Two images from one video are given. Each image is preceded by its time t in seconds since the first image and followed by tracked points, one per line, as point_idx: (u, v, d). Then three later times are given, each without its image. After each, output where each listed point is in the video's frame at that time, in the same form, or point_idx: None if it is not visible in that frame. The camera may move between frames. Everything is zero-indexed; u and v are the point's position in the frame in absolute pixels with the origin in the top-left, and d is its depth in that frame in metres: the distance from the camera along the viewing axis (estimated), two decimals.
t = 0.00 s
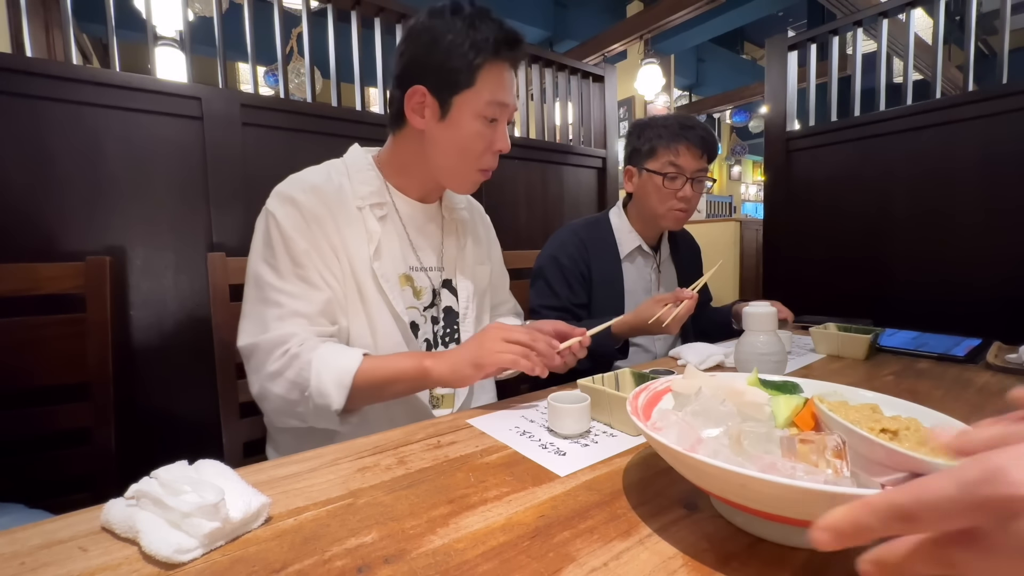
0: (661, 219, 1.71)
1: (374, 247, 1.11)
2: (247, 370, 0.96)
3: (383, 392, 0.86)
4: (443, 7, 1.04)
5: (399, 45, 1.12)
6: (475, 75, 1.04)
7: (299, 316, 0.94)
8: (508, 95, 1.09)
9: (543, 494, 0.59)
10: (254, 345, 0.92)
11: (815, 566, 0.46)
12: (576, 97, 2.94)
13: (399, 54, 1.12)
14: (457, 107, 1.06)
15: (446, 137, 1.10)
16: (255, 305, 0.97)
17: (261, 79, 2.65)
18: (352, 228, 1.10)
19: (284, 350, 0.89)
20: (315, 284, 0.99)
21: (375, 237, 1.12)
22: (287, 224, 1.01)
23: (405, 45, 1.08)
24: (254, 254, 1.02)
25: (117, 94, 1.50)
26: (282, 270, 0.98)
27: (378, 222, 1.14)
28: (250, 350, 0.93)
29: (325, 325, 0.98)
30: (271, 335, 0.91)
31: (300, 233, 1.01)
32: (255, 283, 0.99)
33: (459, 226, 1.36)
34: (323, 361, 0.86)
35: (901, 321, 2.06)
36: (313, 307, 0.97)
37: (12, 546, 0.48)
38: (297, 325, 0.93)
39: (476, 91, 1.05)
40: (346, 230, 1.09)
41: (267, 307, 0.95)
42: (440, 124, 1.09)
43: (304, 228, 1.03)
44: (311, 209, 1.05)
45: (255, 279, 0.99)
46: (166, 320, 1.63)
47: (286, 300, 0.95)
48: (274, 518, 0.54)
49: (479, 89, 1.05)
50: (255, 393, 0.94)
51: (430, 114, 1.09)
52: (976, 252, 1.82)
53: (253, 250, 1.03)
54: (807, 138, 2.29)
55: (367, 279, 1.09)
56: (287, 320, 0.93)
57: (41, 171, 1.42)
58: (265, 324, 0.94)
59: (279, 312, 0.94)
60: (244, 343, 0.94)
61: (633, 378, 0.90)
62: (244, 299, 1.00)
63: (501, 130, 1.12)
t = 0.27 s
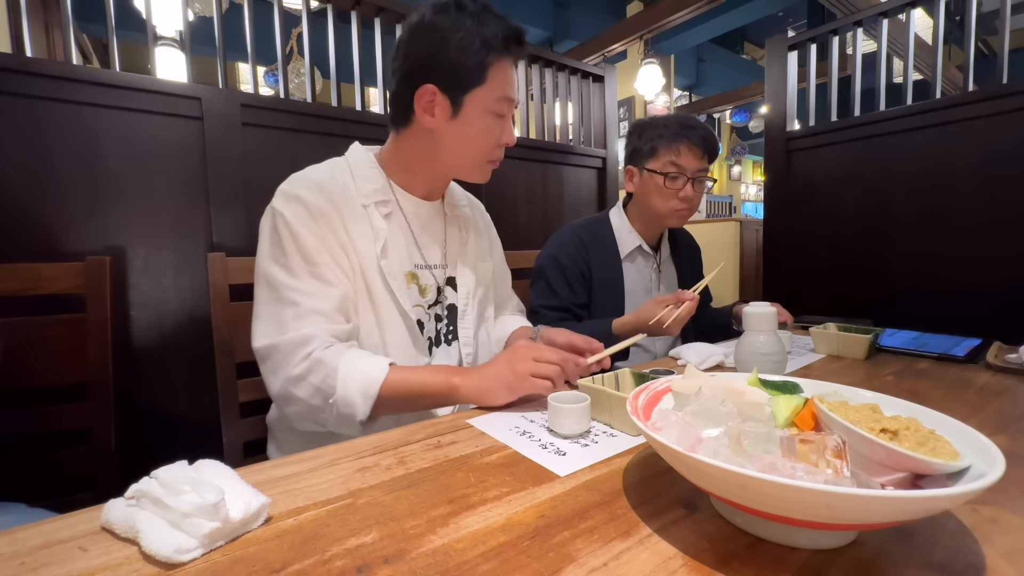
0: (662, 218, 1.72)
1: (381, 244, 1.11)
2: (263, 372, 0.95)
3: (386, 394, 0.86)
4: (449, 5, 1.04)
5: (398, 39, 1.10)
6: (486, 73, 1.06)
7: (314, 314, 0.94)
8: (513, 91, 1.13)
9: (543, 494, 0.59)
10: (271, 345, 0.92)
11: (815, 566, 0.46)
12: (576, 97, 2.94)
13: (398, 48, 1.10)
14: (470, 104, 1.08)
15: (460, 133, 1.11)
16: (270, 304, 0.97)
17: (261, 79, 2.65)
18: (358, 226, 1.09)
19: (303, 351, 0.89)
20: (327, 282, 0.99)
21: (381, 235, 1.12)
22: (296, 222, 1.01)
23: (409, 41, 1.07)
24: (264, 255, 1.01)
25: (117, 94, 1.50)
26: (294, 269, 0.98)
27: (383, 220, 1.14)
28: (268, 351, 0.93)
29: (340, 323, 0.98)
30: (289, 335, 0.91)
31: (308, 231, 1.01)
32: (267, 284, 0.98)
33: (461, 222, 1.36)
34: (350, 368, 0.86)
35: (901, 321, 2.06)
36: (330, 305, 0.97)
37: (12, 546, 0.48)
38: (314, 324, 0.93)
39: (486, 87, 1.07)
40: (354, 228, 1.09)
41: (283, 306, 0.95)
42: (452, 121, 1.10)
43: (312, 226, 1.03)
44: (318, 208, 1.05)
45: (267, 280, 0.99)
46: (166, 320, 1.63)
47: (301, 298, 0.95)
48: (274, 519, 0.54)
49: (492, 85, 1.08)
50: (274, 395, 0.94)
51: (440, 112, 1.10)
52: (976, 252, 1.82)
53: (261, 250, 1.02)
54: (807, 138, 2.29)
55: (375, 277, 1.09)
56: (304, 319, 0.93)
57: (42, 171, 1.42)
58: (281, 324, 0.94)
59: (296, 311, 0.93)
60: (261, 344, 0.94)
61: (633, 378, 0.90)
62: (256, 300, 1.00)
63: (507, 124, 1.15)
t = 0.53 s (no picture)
0: (662, 219, 1.71)
1: (388, 245, 1.11)
2: (271, 371, 0.95)
3: (392, 396, 0.86)
4: (460, 5, 1.02)
5: (406, 37, 1.07)
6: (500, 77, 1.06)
7: (324, 314, 0.94)
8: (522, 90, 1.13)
9: (542, 493, 0.59)
10: (281, 344, 0.92)
11: (815, 566, 0.46)
12: (576, 97, 2.94)
13: (405, 47, 1.08)
14: (484, 109, 1.08)
15: (473, 137, 1.11)
16: (279, 304, 0.97)
17: (261, 79, 2.66)
18: (365, 226, 1.09)
19: (313, 351, 0.89)
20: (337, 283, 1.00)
21: (388, 235, 1.12)
22: (304, 221, 1.01)
23: (419, 43, 1.05)
24: (272, 254, 1.01)
25: (117, 94, 1.50)
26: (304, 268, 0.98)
27: (389, 221, 1.14)
28: (277, 351, 0.92)
29: (350, 323, 0.98)
30: (299, 334, 0.91)
31: (317, 231, 1.01)
32: (275, 283, 0.98)
33: (464, 224, 1.36)
34: (363, 369, 0.86)
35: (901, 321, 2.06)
36: (340, 305, 0.97)
37: (12, 546, 0.48)
38: (324, 324, 0.93)
39: (499, 91, 1.08)
40: (361, 228, 1.09)
41: (292, 305, 0.95)
42: (466, 126, 1.10)
43: (321, 226, 1.03)
44: (326, 207, 1.05)
45: (276, 279, 0.98)
46: (166, 320, 1.63)
47: (311, 298, 0.95)
48: (274, 519, 0.54)
49: (504, 87, 1.08)
50: (282, 394, 0.93)
51: (453, 117, 1.09)
52: (976, 252, 1.81)
53: (268, 249, 1.02)
54: (807, 138, 2.29)
55: (381, 277, 1.09)
56: (314, 319, 0.93)
57: (42, 171, 1.42)
58: (291, 323, 0.94)
59: (306, 310, 0.93)
60: (270, 344, 0.93)
61: (633, 378, 0.90)
62: (264, 299, 1.00)
63: (516, 126, 1.16)
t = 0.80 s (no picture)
0: (652, 213, 1.71)
1: (392, 245, 1.11)
2: (273, 370, 0.95)
3: (394, 395, 0.86)
4: (476, 11, 1.01)
5: (419, 36, 1.06)
6: (511, 84, 1.06)
7: (327, 314, 0.94)
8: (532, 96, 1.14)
9: (542, 493, 0.59)
10: (284, 342, 0.92)
11: (815, 566, 0.46)
12: (576, 97, 2.94)
13: (417, 46, 1.06)
14: (494, 115, 1.08)
15: (484, 142, 1.12)
16: (282, 302, 0.96)
17: (261, 79, 2.66)
18: (369, 226, 1.09)
19: (317, 350, 0.89)
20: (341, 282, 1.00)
21: (391, 235, 1.12)
22: (309, 220, 1.01)
23: (431, 44, 1.04)
24: (276, 252, 1.01)
25: (118, 94, 1.50)
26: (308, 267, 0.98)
27: (393, 221, 1.14)
28: (280, 349, 0.92)
29: (353, 323, 0.98)
30: (302, 333, 0.91)
31: (321, 230, 1.01)
32: (278, 281, 0.98)
33: (468, 226, 1.36)
34: (366, 367, 0.86)
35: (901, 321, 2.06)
36: (344, 304, 0.97)
37: (12, 546, 0.48)
38: (327, 323, 0.93)
39: (510, 97, 1.08)
40: (365, 227, 1.09)
41: (295, 304, 0.95)
42: (476, 131, 1.10)
43: (325, 226, 1.03)
44: (330, 206, 1.05)
45: (279, 277, 0.98)
46: (166, 320, 1.63)
47: (315, 297, 0.95)
48: (274, 519, 0.54)
49: (516, 93, 1.08)
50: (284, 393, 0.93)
51: (463, 122, 1.09)
52: (977, 252, 1.81)
53: (272, 247, 1.02)
54: (807, 138, 2.29)
55: (385, 277, 1.09)
56: (318, 318, 0.93)
57: (42, 171, 1.42)
58: (294, 322, 0.94)
59: (309, 310, 0.93)
60: (272, 343, 0.93)
61: (633, 378, 0.90)
62: (266, 298, 0.99)
63: (524, 130, 1.17)
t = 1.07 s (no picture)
0: (634, 205, 1.73)
1: (395, 245, 1.11)
2: (275, 370, 0.95)
3: (395, 395, 0.86)
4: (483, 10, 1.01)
5: (423, 35, 1.05)
6: (520, 79, 1.07)
7: (331, 315, 0.94)
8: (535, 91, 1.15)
9: (543, 494, 0.59)
10: (287, 343, 0.91)
11: (815, 566, 0.46)
12: (576, 97, 2.94)
13: (422, 44, 1.05)
14: (504, 111, 1.09)
15: (493, 142, 1.13)
16: (285, 303, 0.96)
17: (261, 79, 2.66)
18: (373, 226, 1.09)
19: (320, 351, 0.89)
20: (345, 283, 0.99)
21: (395, 235, 1.12)
22: (313, 220, 1.00)
23: (439, 44, 1.03)
24: (279, 252, 1.01)
25: (118, 94, 1.50)
26: (312, 268, 0.98)
27: (397, 221, 1.14)
28: (283, 350, 0.92)
29: (356, 324, 0.98)
30: (305, 334, 0.90)
31: (326, 230, 1.01)
32: (281, 281, 0.98)
33: (472, 226, 1.36)
34: (368, 368, 0.86)
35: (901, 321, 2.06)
36: (347, 305, 0.97)
37: (13, 546, 0.48)
38: (330, 324, 0.93)
39: (518, 93, 1.09)
40: (369, 228, 1.09)
41: (298, 305, 0.95)
42: (486, 129, 1.10)
43: (330, 226, 1.02)
44: (335, 206, 1.05)
45: (282, 277, 0.98)
46: (166, 320, 1.63)
47: (319, 298, 0.95)
48: (274, 519, 0.54)
49: (523, 91, 1.10)
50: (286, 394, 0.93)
51: (473, 120, 1.09)
52: (977, 253, 1.81)
53: (276, 247, 1.02)
54: (807, 138, 2.29)
55: (388, 278, 1.09)
56: (321, 319, 0.93)
57: (42, 171, 1.42)
58: (297, 323, 0.94)
59: (313, 310, 0.93)
60: (274, 344, 0.93)
61: (633, 378, 0.90)
62: (269, 298, 0.99)
63: (529, 124, 1.18)
